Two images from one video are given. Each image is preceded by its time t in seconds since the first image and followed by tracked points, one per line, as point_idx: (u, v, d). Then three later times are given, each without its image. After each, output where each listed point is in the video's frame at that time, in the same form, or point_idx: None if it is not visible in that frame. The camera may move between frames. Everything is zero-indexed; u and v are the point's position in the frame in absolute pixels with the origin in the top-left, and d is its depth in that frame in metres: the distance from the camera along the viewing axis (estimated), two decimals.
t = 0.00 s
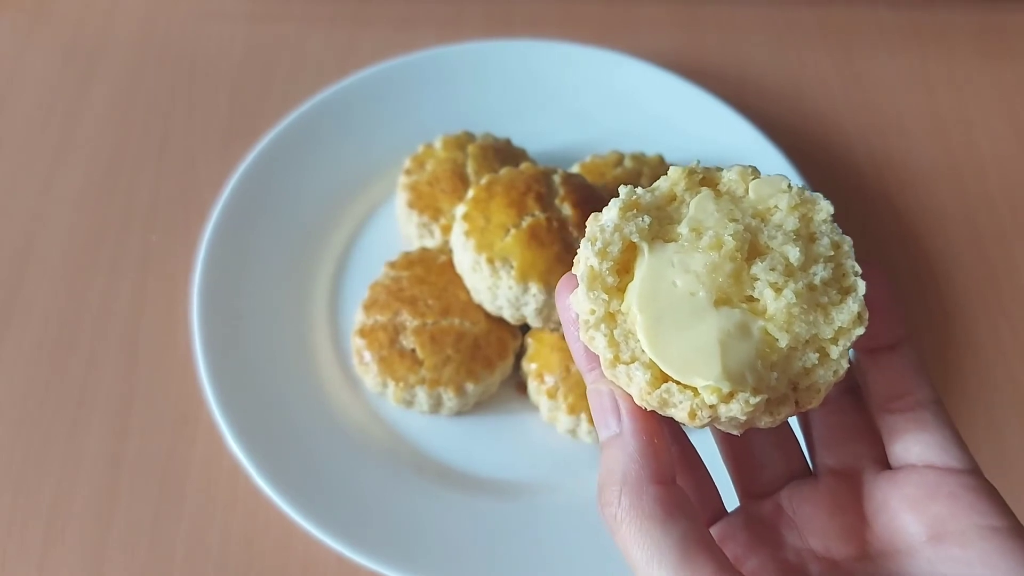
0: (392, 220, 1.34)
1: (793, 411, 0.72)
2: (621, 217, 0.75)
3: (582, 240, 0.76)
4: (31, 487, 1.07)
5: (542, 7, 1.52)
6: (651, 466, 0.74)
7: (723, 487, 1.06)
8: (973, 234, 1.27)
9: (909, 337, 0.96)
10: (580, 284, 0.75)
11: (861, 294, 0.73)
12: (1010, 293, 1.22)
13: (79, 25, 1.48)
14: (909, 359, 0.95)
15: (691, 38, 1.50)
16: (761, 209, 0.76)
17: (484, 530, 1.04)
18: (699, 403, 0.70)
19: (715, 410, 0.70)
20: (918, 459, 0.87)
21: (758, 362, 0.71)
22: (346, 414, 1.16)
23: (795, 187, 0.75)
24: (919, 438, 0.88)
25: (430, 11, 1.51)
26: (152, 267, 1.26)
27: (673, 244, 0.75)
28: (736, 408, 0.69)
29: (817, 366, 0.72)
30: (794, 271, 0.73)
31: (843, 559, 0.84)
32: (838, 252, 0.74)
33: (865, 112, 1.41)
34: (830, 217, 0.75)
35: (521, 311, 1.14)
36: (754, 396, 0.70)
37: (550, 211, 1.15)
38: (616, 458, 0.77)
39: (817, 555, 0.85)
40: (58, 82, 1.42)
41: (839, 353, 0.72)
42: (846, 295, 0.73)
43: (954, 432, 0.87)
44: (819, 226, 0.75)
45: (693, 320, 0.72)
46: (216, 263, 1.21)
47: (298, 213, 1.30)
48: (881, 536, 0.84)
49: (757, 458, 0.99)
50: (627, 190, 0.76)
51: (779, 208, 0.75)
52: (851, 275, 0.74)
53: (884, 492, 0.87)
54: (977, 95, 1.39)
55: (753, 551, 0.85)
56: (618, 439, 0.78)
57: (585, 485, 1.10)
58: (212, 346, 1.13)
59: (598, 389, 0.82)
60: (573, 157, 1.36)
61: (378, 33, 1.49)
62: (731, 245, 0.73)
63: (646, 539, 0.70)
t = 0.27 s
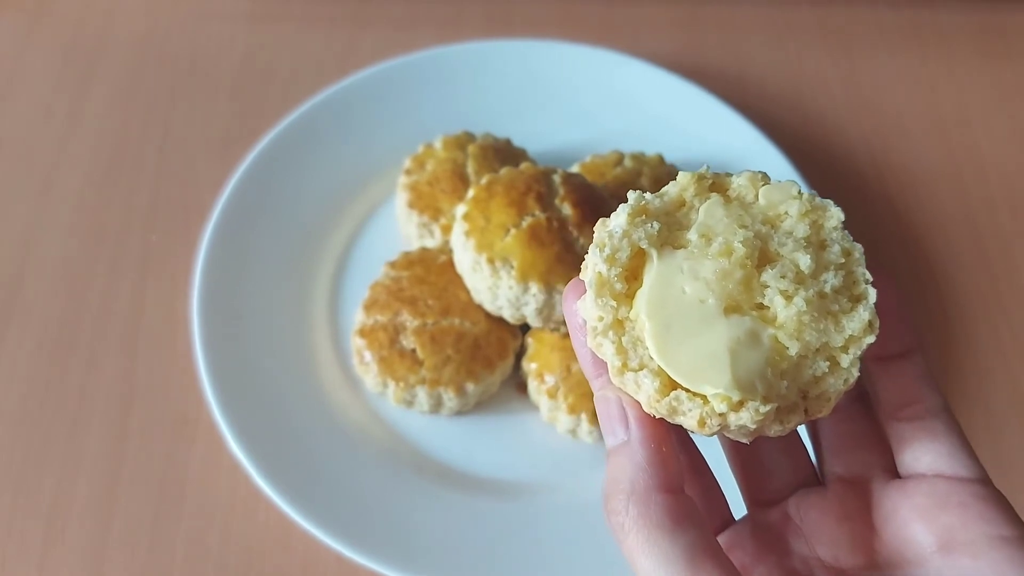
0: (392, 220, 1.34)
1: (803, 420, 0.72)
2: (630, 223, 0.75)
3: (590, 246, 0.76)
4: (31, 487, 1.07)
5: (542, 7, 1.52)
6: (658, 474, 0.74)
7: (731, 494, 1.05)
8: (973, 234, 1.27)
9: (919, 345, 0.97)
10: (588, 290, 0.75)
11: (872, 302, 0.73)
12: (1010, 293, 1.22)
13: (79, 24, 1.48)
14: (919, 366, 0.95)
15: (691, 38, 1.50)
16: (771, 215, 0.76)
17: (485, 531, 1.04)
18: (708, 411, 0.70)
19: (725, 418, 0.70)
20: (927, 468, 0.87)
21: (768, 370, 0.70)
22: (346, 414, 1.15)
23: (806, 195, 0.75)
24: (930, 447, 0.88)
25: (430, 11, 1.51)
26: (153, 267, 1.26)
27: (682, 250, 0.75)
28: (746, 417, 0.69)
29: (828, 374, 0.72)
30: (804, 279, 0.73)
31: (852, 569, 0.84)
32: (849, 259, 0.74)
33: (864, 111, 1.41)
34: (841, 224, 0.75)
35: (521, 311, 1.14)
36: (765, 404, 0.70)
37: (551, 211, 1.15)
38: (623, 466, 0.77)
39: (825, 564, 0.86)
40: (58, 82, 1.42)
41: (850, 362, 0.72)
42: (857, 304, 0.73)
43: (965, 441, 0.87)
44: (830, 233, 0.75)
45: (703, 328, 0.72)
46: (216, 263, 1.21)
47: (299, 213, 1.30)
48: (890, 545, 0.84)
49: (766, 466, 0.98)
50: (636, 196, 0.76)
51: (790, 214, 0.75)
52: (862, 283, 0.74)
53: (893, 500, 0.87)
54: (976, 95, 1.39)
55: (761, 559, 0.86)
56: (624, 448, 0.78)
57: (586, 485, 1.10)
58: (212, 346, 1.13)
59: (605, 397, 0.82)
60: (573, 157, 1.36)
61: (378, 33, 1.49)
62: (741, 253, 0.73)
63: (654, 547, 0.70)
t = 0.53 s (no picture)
0: (392, 220, 1.34)
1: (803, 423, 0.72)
2: (632, 225, 0.75)
3: (592, 248, 0.76)
4: (31, 487, 1.07)
5: (542, 8, 1.52)
6: (660, 477, 0.74)
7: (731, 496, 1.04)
8: (973, 233, 1.27)
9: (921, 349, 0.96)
10: (589, 292, 0.74)
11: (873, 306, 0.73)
12: (1010, 292, 1.22)
13: (79, 25, 1.48)
14: (920, 371, 0.94)
15: (691, 38, 1.50)
16: (773, 219, 0.75)
17: (484, 531, 1.04)
18: (710, 413, 0.70)
19: (726, 421, 0.70)
20: (929, 471, 0.87)
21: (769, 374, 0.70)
22: (346, 414, 1.15)
23: (808, 198, 0.75)
24: (930, 451, 0.88)
25: (430, 11, 1.51)
26: (153, 267, 1.26)
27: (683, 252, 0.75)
28: (747, 419, 0.69)
29: (829, 378, 0.72)
30: (806, 282, 0.73)
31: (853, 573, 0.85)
32: (850, 262, 0.74)
33: (865, 111, 1.41)
34: (842, 227, 0.75)
35: (521, 311, 1.14)
36: (766, 407, 0.70)
37: (551, 210, 1.15)
38: (625, 470, 0.77)
39: (828, 567, 0.86)
40: (58, 82, 1.42)
41: (851, 365, 0.72)
42: (858, 307, 0.73)
43: (966, 446, 0.87)
44: (832, 237, 0.74)
45: (704, 331, 0.72)
46: (216, 262, 1.21)
47: (299, 214, 1.30)
48: (892, 548, 0.84)
49: (769, 469, 0.98)
50: (637, 199, 0.76)
51: (790, 217, 0.75)
52: (863, 286, 0.73)
53: (895, 504, 0.87)
54: (977, 94, 1.39)
55: (762, 561, 0.86)
56: (627, 451, 0.78)
57: (585, 485, 1.10)
58: (212, 346, 1.13)
59: (608, 398, 0.83)
60: (573, 156, 1.36)
61: (378, 33, 1.49)
62: (742, 256, 0.73)
63: (655, 551, 0.70)
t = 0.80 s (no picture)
0: (391, 220, 1.34)
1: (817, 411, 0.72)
2: (641, 213, 0.75)
3: (600, 236, 0.76)
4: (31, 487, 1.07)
5: (542, 8, 1.52)
6: (671, 469, 0.75)
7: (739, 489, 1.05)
8: (972, 234, 1.27)
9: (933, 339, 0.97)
10: (598, 281, 0.75)
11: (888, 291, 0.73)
12: (1010, 291, 1.22)
13: (78, 25, 1.48)
14: (933, 362, 0.95)
15: (691, 38, 1.50)
16: (785, 204, 0.75)
17: (483, 530, 1.04)
18: (721, 402, 0.70)
19: (738, 409, 0.70)
20: (941, 464, 0.88)
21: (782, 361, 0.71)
22: (346, 414, 1.15)
23: (819, 183, 0.75)
24: (944, 442, 0.88)
25: (430, 11, 1.51)
26: (153, 267, 1.26)
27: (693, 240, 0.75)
28: (760, 407, 0.69)
29: (843, 365, 0.72)
30: (819, 267, 0.73)
31: (863, 565, 0.84)
32: (863, 248, 0.74)
33: (864, 111, 1.41)
34: (856, 212, 0.74)
35: (521, 311, 1.14)
36: (779, 395, 0.70)
37: (550, 211, 1.15)
38: (635, 463, 0.77)
39: (838, 561, 0.85)
40: (58, 83, 1.42)
41: (865, 351, 0.72)
42: (872, 292, 0.73)
43: (982, 437, 0.87)
44: (844, 222, 0.74)
45: (716, 319, 0.72)
46: (216, 262, 1.21)
47: (299, 213, 1.30)
48: (903, 542, 0.85)
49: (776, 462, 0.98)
50: (645, 186, 0.76)
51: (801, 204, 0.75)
52: (877, 271, 0.74)
53: (907, 497, 0.87)
54: (976, 94, 1.39)
55: (771, 555, 0.86)
56: (637, 444, 0.78)
57: (583, 484, 1.10)
58: (212, 346, 1.13)
59: (617, 391, 0.83)
60: (573, 156, 1.36)
61: (378, 32, 1.49)
62: (754, 241, 0.73)
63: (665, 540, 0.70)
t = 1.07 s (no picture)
0: (391, 220, 1.34)
1: (804, 411, 0.70)
2: (629, 210, 0.75)
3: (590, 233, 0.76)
4: (30, 487, 1.07)
5: (542, 8, 1.52)
6: (660, 468, 0.75)
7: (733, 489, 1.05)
8: (972, 235, 1.27)
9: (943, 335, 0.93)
10: (585, 278, 0.75)
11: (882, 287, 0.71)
12: (1009, 291, 1.22)
13: (78, 24, 1.48)
14: (939, 360, 0.92)
15: (691, 38, 1.50)
16: (778, 200, 0.75)
17: (482, 530, 1.04)
18: (699, 399, 0.69)
19: (717, 408, 0.69)
20: (941, 467, 0.87)
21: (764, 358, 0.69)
22: (346, 414, 1.16)
23: (815, 176, 0.74)
24: (943, 443, 0.87)
25: (430, 10, 1.51)
26: (152, 266, 1.27)
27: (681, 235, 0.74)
28: (738, 406, 0.68)
29: (833, 364, 0.70)
30: (808, 263, 0.72)
31: (858, 565, 0.85)
32: (858, 243, 0.73)
33: (864, 111, 1.41)
34: (852, 206, 0.73)
35: (521, 311, 1.14)
36: (759, 393, 0.68)
37: (550, 211, 1.15)
38: (624, 465, 0.77)
39: (832, 561, 0.86)
40: (58, 82, 1.42)
41: (856, 350, 0.70)
42: (865, 289, 0.71)
43: (983, 441, 0.86)
44: (840, 216, 0.73)
45: (698, 315, 0.71)
46: (217, 263, 1.21)
47: (299, 214, 1.30)
48: (899, 544, 0.85)
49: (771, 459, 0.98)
50: (637, 183, 0.77)
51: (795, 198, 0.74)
52: (871, 267, 0.72)
53: (905, 498, 0.87)
54: (975, 94, 1.39)
55: (764, 554, 0.86)
56: (626, 445, 0.78)
57: (583, 484, 1.10)
58: (212, 346, 1.13)
59: (603, 390, 0.83)
60: (573, 157, 1.36)
61: (378, 32, 1.49)
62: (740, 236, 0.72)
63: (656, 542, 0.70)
